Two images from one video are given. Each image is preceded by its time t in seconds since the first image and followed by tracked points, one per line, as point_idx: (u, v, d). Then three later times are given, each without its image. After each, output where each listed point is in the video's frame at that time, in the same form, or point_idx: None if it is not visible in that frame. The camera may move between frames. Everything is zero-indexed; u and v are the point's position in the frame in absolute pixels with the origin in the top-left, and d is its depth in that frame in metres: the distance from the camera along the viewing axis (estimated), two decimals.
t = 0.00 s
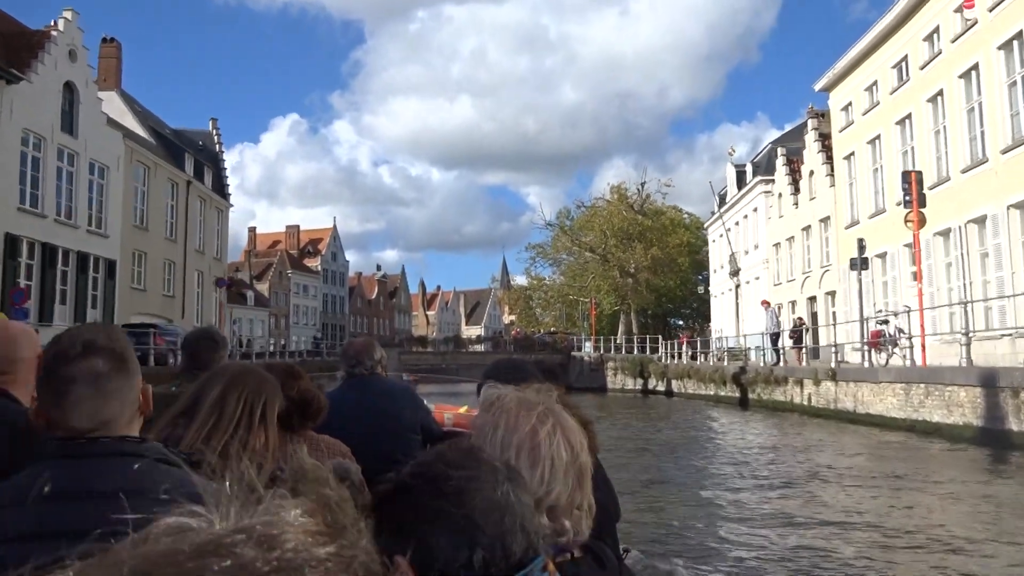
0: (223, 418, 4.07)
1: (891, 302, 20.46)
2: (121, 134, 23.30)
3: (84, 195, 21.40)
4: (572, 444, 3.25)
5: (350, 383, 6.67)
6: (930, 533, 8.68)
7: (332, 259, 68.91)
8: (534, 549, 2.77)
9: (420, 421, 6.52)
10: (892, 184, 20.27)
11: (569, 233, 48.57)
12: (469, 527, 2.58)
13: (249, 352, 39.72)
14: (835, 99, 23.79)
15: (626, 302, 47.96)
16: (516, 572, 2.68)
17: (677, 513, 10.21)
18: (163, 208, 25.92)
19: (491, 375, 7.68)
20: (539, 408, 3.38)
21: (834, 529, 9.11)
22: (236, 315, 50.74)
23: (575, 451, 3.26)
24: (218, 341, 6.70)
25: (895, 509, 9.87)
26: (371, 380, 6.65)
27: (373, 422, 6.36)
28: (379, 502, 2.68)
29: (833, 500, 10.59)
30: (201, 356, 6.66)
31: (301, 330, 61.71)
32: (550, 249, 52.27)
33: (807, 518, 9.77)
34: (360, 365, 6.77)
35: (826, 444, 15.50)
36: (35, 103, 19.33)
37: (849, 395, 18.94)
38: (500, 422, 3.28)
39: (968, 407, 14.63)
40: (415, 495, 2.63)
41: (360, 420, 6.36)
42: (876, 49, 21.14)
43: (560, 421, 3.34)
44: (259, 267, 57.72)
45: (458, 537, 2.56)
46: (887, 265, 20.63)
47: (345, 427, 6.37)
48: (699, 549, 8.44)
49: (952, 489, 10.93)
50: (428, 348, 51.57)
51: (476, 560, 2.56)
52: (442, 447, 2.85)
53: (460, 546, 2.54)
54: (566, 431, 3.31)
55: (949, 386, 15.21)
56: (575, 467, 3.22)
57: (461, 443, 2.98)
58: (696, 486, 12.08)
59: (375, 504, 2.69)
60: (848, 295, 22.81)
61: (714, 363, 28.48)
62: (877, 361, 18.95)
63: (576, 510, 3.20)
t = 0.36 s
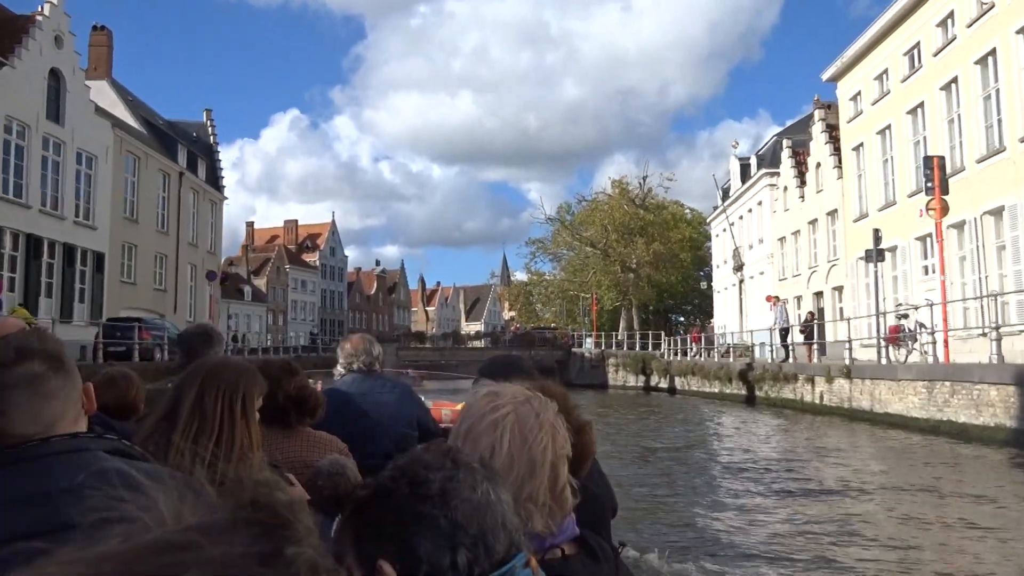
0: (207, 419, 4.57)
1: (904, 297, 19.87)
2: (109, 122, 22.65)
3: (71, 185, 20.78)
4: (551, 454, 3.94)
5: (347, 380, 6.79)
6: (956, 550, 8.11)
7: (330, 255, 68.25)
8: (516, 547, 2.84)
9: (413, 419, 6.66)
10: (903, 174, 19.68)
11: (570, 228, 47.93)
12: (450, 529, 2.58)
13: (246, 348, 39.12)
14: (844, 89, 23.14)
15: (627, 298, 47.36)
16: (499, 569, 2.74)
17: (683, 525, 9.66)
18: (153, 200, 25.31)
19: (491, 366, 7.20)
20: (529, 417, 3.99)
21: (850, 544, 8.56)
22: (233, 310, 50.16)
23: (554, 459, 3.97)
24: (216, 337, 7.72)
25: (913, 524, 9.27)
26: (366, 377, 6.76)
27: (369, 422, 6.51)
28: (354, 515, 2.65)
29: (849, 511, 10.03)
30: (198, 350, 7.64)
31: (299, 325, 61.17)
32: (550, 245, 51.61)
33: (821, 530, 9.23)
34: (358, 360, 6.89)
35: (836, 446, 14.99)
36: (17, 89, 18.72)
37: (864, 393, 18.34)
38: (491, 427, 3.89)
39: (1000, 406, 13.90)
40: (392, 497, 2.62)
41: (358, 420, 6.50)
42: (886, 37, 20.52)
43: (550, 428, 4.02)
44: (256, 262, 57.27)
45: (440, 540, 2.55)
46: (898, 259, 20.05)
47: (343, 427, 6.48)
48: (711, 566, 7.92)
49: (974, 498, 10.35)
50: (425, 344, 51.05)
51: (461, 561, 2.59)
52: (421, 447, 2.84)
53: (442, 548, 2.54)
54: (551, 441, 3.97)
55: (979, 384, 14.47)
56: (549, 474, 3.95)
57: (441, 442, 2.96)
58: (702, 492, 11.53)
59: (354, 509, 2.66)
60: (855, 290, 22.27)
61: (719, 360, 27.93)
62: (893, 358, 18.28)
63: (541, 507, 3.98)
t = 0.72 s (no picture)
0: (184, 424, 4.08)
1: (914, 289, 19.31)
2: (96, 113, 22.01)
3: (56, 177, 20.16)
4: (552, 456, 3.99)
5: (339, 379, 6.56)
6: (990, 563, 7.54)
7: (328, 250, 67.68)
8: (510, 549, 2.69)
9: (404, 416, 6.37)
10: (914, 163, 19.10)
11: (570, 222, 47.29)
12: (440, 529, 2.47)
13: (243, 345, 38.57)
14: (851, 76, 22.53)
15: (628, 293, 46.77)
16: (492, 571, 2.57)
17: (692, 536, 9.07)
18: (143, 193, 24.70)
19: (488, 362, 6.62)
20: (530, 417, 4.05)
21: (874, 558, 7.96)
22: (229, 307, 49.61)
23: (554, 460, 4.03)
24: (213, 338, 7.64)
25: (935, 538, 8.65)
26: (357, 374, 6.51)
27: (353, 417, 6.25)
28: (345, 510, 2.58)
29: (868, 519, 9.46)
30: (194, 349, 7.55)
31: (296, 321, 60.59)
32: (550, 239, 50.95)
33: (838, 540, 8.66)
34: (353, 357, 6.68)
35: (850, 446, 14.44)
36: None
37: (882, 389, 17.71)
38: (491, 426, 3.97)
39: None
40: (380, 496, 2.53)
41: (341, 413, 6.26)
42: (895, 21, 19.89)
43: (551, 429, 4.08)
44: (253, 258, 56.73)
45: (430, 541, 2.45)
46: (909, 250, 19.45)
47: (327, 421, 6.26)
48: None
49: (1000, 504, 9.76)
50: (424, 340, 50.48)
51: (451, 563, 2.47)
52: (412, 446, 2.74)
53: (432, 550, 2.44)
54: (551, 442, 4.02)
55: (1012, 379, 13.66)
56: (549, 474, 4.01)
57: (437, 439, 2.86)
58: (711, 495, 10.96)
59: (343, 510, 2.59)
60: (863, 283, 21.67)
61: (724, 355, 27.35)
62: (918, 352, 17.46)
63: (541, 505, 4.02)
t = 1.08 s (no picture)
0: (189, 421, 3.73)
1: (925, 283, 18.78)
2: (86, 101, 21.43)
3: (43, 166, 19.56)
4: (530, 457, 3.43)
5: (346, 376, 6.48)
6: None
7: (327, 244, 67.11)
8: (504, 544, 2.72)
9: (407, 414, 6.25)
10: (927, 154, 18.56)
11: (571, 217, 46.63)
12: (435, 527, 2.51)
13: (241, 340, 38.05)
14: (861, 64, 21.92)
15: (630, 288, 46.16)
16: (484, 569, 2.62)
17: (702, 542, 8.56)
18: (134, 184, 24.14)
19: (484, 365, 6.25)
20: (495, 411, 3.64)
21: (898, 566, 7.39)
22: (227, 302, 49.05)
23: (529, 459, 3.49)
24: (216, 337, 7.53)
25: (960, 543, 8.11)
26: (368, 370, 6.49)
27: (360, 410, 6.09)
28: (342, 504, 2.64)
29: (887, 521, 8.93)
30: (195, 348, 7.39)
31: (295, 316, 60.02)
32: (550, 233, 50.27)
33: (860, 547, 8.16)
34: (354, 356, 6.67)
35: (864, 446, 13.88)
36: None
37: (904, 387, 17.02)
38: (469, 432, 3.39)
39: None
40: (377, 493, 2.56)
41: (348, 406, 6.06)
42: (908, 7, 19.28)
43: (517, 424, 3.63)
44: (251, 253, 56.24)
45: (425, 539, 2.50)
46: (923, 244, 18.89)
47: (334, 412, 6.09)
48: None
49: None
50: (423, 335, 49.93)
51: (445, 561, 2.50)
52: (408, 443, 2.76)
53: (427, 549, 2.49)
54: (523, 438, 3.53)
55: None
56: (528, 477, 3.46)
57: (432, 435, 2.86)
58: (721, 498, 10.44)
59: (340, 504, 2.63)
60: (874, 277, 21.12)
61: (731, 352, 26.79)
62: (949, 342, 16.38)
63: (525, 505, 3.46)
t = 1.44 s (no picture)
0: (199, 415, 3.80)
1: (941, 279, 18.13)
2: (75, 90, 20.82)
3: (30, 157, 18.95)
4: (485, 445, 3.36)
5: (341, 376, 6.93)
6: None
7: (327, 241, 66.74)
8: (520, 548, 2.58)
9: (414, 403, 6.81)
10: (943, 146, 17.96)
11: (573, 213, 46.10)
12: (452, 527, 2.40)
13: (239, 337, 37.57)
14: (873, 54, 21.29)
15: (633, 285, 45.60)
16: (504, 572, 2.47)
17: (714, 559, 8.02)
18: (126, 175, 23.54)
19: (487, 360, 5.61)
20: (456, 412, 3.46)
21: None
22: (225, 297, 48.53)
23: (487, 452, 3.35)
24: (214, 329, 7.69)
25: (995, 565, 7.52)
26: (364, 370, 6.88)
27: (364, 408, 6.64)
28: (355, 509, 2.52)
29: (906, 544, 8.39)
30: (193, 343, 7.60)
31: (295, 313, 59.65)
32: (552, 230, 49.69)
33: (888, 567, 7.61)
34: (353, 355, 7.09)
35: (882, 452, 13.30)
36: None
37: (928, 387, 16.32)
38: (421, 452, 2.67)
39: None
40: (395, 492, 2.48)
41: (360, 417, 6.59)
42: None
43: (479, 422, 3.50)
44: (250, 249, 56.00)
45: (444, 543, 2.36)
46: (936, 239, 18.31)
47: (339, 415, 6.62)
48: None
49: None
50: (423, 332, 49.40)
51: (462, 562, 2.38)
52: (426, 443, 2.71)
53: (445, 551, 2.35)
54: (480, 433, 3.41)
55: None
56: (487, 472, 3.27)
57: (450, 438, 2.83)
58: (735, 509, 9.91)
59: (355, 502, 2.54)
60: (885, 273, 20.56)
61: (738, 350, 26.24)
62: (967, 346, 16.03)
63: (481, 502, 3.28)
